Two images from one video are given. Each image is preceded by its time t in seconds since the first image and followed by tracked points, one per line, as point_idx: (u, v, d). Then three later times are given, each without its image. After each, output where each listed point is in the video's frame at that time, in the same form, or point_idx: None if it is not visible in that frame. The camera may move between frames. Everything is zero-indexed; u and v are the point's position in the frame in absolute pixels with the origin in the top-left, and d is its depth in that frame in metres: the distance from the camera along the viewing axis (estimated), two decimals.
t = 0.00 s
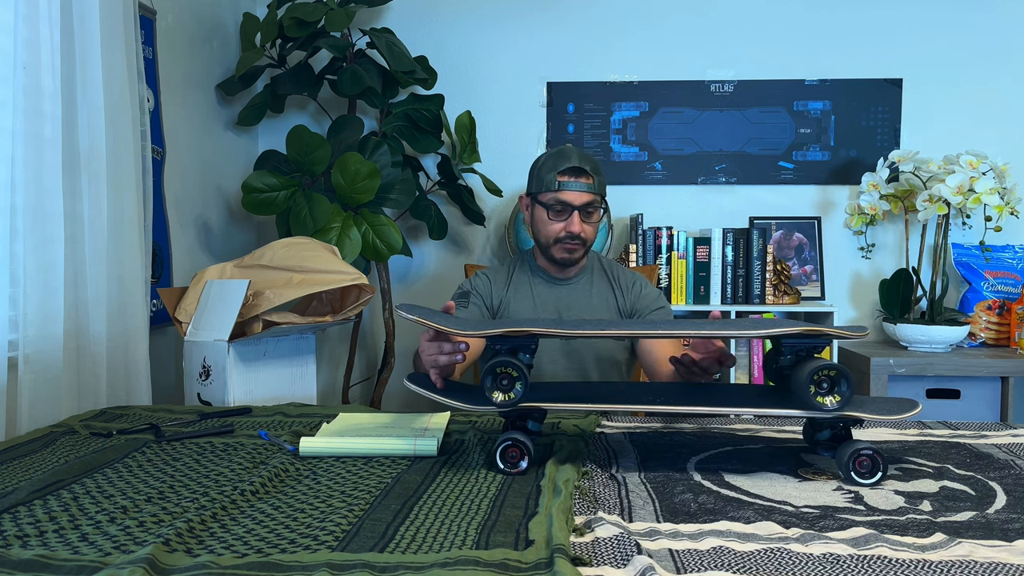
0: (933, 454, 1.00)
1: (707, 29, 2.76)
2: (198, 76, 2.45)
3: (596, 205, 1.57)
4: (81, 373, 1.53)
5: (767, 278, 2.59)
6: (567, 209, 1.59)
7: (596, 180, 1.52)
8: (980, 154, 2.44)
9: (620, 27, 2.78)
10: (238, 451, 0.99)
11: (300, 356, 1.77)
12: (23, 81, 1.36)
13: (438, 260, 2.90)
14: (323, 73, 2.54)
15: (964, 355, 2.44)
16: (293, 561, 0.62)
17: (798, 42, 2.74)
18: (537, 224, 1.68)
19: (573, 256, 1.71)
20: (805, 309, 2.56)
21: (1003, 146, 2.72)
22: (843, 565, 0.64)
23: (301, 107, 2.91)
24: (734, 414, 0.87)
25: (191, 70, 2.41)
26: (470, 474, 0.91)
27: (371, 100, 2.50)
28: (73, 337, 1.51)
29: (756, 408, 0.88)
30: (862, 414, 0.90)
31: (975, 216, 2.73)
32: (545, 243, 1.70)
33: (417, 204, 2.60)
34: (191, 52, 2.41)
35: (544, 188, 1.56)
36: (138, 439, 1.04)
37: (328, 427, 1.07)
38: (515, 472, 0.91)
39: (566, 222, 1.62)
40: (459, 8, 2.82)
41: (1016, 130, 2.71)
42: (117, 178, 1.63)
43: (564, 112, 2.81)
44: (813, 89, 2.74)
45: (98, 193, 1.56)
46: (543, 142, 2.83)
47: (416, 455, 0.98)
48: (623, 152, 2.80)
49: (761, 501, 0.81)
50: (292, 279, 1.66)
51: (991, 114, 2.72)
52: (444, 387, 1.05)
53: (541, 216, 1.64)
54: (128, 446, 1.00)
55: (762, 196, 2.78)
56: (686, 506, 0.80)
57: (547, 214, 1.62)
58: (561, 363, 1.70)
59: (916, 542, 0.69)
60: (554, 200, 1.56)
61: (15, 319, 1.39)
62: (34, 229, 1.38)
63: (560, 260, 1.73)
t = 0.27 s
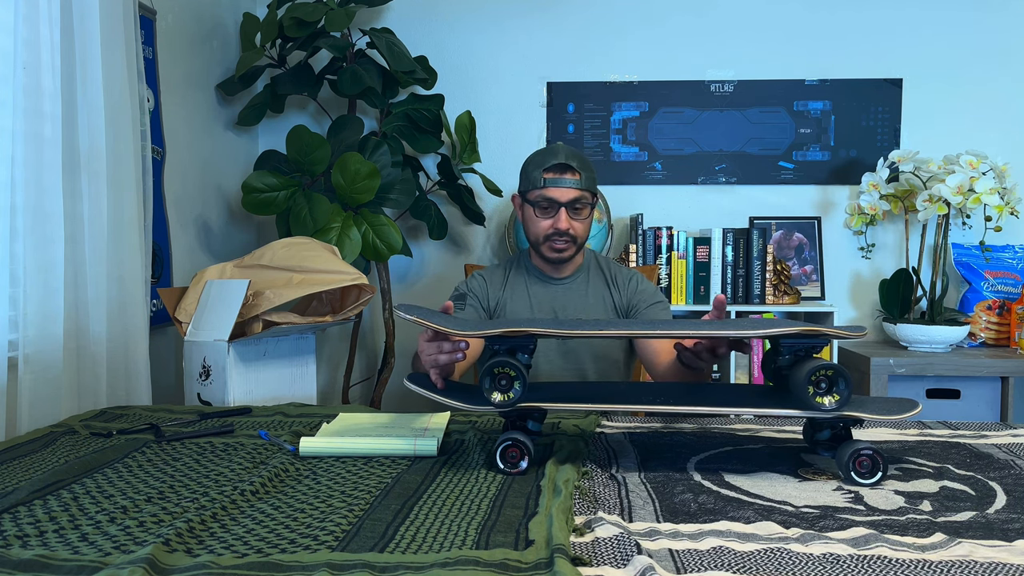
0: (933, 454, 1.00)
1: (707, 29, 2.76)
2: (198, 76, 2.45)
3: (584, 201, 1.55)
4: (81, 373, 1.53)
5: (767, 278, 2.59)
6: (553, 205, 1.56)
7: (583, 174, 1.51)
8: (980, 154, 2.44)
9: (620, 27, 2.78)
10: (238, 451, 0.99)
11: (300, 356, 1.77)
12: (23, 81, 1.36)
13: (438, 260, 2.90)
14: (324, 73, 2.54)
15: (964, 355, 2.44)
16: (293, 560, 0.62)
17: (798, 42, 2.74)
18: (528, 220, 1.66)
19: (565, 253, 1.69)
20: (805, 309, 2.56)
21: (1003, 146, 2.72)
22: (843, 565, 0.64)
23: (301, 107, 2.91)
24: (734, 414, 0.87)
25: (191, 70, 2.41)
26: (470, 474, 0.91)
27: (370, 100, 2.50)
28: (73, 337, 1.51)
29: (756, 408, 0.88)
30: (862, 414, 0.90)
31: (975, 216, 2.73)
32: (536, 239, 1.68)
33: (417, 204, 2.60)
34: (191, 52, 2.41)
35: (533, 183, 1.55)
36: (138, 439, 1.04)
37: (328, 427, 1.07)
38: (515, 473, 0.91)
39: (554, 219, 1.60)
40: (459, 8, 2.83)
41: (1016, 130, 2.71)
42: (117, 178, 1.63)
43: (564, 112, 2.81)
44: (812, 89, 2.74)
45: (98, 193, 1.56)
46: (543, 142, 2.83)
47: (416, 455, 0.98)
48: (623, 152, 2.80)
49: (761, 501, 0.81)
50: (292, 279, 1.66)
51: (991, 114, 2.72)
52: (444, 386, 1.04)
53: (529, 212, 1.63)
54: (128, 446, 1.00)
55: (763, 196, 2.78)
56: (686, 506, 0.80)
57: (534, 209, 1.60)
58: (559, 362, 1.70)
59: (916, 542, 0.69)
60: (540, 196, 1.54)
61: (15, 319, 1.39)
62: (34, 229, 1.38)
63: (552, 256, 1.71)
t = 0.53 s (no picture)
0: (933, 454, 1.00)
1: (707, 28, 2.76)
2: (198, 76, 2.45)
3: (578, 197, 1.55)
4: (81, 374, 1.53)
5: (767, 278, 2.59)
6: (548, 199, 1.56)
7: (579, 171, 1.52)
8: (980, 154, 2.44)
9: (620, 27, 2.78)
10: (238, 451, 0.99)
11: (300, 356, 1.77)
12: (23, 81, 1.36)
13: (438, 260, 2.90)
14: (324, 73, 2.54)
15: (964, 355, 2.44)
16: (293, 561, 0.62)
17: (798, 41, 2.74)
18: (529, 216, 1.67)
19: (566, 248, 1.68)
20: (805, 309, 2.56)
21: (1003, 146, 2.72)
22: (843, 565, 0.64)
23: (301, 107, 2.91)
24: (734, 414, 0.87)
25: (191, 70, 2.41)
26: (470, 474, 0.91)
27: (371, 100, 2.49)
28: (73, 337, 1.51)
29: (756, 408, 0.88)
30: (862, 415, 0.90)
31: (975, 216, 2.73)
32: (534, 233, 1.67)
33: (417, 204, 2.60)
34: (191, 52, 2.41)
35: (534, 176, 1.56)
36: (138, 439, 1.04)
37: (328, 427, 1.07)
38: (515, 473, 0.91)
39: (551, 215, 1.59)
40: (459, 8, 2.83)
41: (1016, 130, 2.71)
42: (117, 178, 1.63)
43: (564, 112, 2.81)
44: (813, 89, 2.74)
45: (98, 193, 1.56)
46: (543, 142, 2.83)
47: (416, 455, 0.98)
48: (623, 152, 2.80)
49: (761, 501, 0.81)
50: (292, 280, 1.66)
51: (991, 114, 2.72)
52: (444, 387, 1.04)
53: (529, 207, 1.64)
54: (128, 446, 1.00)
55: (763, 196, 2.78)
56: (686, 506, 0.80)
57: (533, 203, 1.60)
58: (558, 362, 1.71)
59: (916, 542, 0.69)
60: (535, 191, 1.55)
61: (15, 319, 1.39)
62: (34, 229, 1.38)
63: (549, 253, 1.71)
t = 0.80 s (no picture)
0: (933, 455, 1.00)
1: (707, 28, 2.76)
2: (198, 76, 2.46)
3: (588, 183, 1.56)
4: (81, 374, 1.53)
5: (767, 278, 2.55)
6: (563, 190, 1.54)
7: (588, 164, 1.55)
8: (980, 154, 2.44)
9: (620, 27, 2.78)
10: (238, 451, 0.99)
11: (300, 356, 1.77)
12: (23, 81, 1.36)
13: (438, 260, 2.90)
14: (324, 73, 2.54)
15: (964, 355, 2.43)
16: (293, 560, 0.62)
17: (798, 41, 2.74)
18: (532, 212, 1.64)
19: (576, 240, 1.69)
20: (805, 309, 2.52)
21: (1003, 146, 2.72)
22: (843, 565, 0.64)
23: (301, 107, 2.91)
24: (734, 414, 0.88)
25: (191, 71, 2.41)
26: (470, 474, 0.91)
27: (371, 100, 2.49)
28: (73, 337, 1.51)
29: (756, 407, 0.89)
30: (863, 415, 0.90)
31: (975, 216, 2.73)
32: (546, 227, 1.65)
33: (417, 204, 2.60)
34: (191, 52, 2.41)
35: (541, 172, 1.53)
36: (138, 439, 1.04)
37: (328, 427, 1.07)
38: (515, 473, 0.91)
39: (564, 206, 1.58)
40: (460, 8, 2.83)
41: (1016, 129, 2.71)
42: (117, 178, 1.63)
43: (564, 112, 2.81)
44: (813, 89, 2.74)
45: (98, 193, 1.56)
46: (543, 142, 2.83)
47: (416, 455, 0.98)
48: (623, 152, 2.79)
49: (761, 501, 0.81)
50: (292, 280, 1.66)
51: (991, 114, 2.72)
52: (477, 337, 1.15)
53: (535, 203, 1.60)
54: (128, 446, 1.00)
55: (763, 196, 2.78)
56: (686, 506, 0.80)
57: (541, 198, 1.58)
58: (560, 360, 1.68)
59: (916, 542, 0.69)
60: (552, 185, 1.52)
61: (15, 319, 1.38)
62: (34, 229, 1.38)
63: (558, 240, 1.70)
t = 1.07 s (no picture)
0: (933, 454, 1.00)
1: (707, 28, 2.76)
2: (198, 76, 2.46)
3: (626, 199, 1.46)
4: (81, 374, 1.53)
5: (767, 278, 2.56)
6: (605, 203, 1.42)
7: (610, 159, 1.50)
8: (980, 154, 2.45)
9: (620, 27, 2.78)
10: (238, 451, 0.99)
11: (300, 356, 1.77)
12: (23, 81, 1.36)
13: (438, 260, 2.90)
14: (323, 73, 2.54)
15: (964, 355, 2.43)
16: (293, 561, 0.62)
17: (798, 41, 2.74)
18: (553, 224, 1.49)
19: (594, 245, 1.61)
20: (805, 309, 2.51)
21: (1003, 146, 2.73)
22: (843, 565, 0.64)
23: (301, 107, 2.91)
24: (734, 413, 0.88)
25: (191, 70, 2.41)
26: (470, 474, 0.91)
27: (371, 100, 2.49)
28: (73, 337, 1.51)
29: (756, 407, 0.89)
30: (864, 415, 0.90)
31: (975, 216, 2.73)
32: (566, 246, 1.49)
33: (417, 204, 2.60)
34: (191, 52, 2.41)
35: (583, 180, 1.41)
36: (138, 439, 1.04)
37: (328, 427, 1.07)
38: (515, 473, 0.91)
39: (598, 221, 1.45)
40: (459, 8, 2.83)
41: (1016, 130, 2.71)
42: (117, 178, 1.63)
43: (564, 112, 2.81)
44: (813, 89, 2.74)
45: (98, 193, 1.56)
46: (543, 142, 2.83)
47: (416, 456, 0.98)
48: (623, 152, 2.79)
49: (761, 501, 0.81)
50: (292, 279, 1.66)
51: (991, 114, 2.72)
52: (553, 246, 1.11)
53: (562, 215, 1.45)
54: (128, 446, 1.00)
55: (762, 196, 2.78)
56: (686, 506, 0.80)
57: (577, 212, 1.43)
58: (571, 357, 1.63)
59: (916, 542, 0.69)
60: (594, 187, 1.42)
61: (15, 319, 1.38)
62: (34, 229, 1.38)
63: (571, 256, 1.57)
